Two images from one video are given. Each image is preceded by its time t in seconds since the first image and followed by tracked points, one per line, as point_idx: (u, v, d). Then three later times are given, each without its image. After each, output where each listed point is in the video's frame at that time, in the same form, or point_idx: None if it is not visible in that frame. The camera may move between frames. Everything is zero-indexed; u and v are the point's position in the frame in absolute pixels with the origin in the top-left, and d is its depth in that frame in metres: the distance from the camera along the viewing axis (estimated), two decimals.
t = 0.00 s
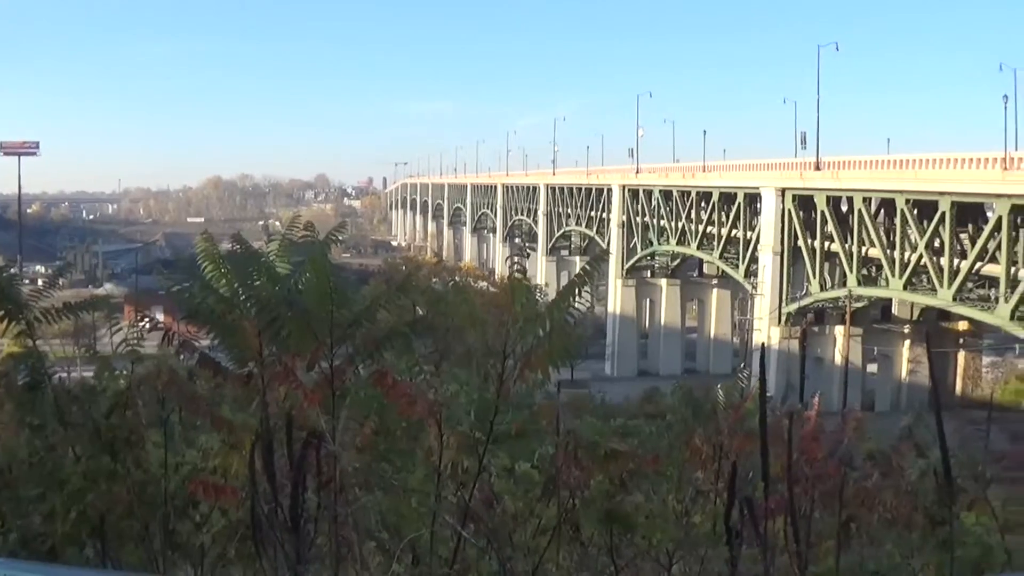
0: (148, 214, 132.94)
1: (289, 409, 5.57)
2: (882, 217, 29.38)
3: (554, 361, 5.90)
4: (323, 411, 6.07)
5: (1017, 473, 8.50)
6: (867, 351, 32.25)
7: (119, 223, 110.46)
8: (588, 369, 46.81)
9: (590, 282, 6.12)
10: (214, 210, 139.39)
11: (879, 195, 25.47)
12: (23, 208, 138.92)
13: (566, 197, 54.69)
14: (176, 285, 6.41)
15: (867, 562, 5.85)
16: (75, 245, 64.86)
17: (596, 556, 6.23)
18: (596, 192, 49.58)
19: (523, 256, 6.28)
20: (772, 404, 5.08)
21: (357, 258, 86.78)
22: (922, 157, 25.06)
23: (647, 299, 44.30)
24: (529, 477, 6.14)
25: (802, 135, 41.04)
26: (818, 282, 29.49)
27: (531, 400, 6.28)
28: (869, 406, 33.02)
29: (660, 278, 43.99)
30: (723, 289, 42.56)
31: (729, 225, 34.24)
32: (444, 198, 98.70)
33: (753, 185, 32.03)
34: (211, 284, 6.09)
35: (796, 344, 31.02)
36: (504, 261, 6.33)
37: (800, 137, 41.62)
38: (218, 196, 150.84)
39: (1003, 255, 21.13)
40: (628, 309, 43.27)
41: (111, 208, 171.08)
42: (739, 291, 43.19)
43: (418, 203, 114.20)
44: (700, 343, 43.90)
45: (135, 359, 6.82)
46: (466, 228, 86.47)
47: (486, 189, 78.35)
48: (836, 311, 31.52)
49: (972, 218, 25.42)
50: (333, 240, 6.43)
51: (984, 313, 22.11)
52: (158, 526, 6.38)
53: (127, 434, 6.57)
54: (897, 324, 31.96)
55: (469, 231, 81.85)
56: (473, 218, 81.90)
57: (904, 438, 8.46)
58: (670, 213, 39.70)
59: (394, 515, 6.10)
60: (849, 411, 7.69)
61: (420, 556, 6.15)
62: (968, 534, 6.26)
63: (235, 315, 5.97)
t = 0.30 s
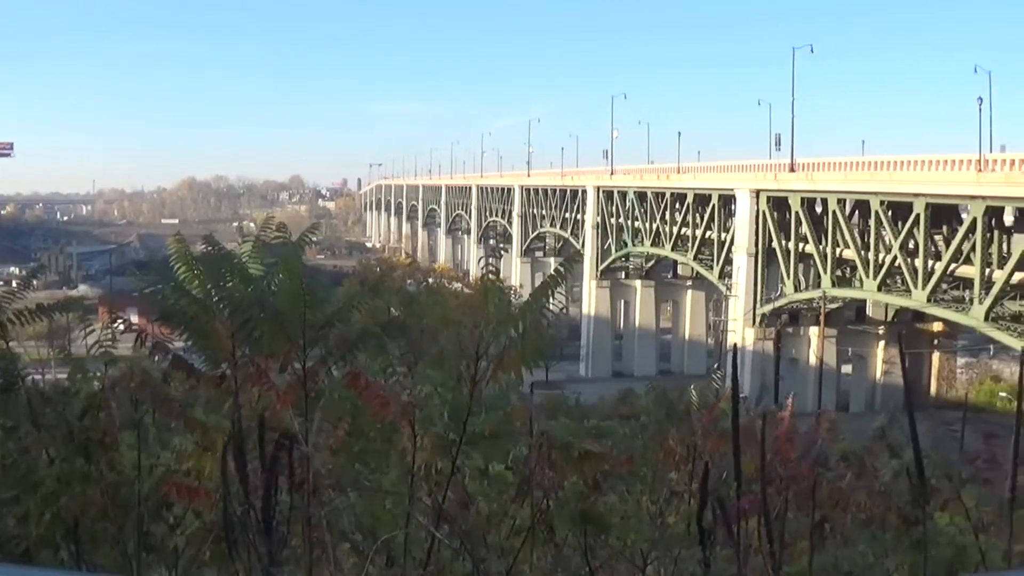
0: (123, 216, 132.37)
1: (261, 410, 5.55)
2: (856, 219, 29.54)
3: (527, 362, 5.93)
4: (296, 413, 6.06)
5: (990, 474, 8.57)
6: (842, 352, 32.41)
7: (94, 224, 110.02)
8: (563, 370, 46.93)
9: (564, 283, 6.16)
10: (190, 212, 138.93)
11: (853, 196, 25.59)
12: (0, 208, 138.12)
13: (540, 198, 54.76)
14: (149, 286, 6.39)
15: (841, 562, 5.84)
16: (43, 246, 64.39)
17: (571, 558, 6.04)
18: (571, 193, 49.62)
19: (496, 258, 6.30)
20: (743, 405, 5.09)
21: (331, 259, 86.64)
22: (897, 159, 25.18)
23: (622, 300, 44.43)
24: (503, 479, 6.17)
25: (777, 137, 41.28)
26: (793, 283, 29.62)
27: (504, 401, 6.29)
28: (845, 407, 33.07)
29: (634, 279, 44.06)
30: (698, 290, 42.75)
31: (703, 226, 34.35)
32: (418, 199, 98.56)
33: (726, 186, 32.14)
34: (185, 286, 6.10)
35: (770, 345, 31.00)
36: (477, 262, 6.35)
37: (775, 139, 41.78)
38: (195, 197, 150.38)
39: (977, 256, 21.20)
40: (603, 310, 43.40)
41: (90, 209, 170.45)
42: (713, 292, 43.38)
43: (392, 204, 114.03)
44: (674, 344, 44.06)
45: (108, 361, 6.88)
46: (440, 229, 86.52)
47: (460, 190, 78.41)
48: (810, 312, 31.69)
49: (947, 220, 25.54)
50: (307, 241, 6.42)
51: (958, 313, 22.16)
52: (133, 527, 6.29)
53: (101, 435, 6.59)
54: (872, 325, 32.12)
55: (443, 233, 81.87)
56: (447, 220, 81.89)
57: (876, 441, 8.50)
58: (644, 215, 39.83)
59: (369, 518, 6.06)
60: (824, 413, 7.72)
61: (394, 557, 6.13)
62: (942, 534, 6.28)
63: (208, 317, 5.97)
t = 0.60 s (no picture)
0: (100, 218, 131.72)
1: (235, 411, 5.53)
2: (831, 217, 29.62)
3: (501, 362, 5.92)
4: (271, 414, 6.05)
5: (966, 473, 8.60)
6: (819, 350, 32.51)
7: (70, 227, 109.55)
8: (540, 370, 46.99)
9: (538, 282, 6.17)
10: (169, 214, 138.39)
11: (829, 195, 25.65)
12: None
13: (516, 199, 54.78)
14: (123, 289, 6.38)
15: (817, 560, 5.83)
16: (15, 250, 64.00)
17: (548, 557, 6.04)
18: (547, 193, 49.56)
19: (469, 257, 6.30)
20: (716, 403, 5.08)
21: (306, 261, 86.43)
22: (872, 157, 25.21)
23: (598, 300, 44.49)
24: (478, 478, 6.20)
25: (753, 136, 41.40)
26: (769, 282, 29.66)
27: (479, 401, 6.28)
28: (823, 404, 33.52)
29: (611, 278, 44.03)
30: (674, 290, 42.85)
31: (679, 226, 34.39)
32: (394, 200, 98.38)
33: (701, 185, 32.18)
34: (159, 289, 6.10)
35: (746, 344, 31.44)
36: (451, 262, 6.34)
37: (751, 138, 41.85)
38: (174, 199, 149.70)
39: (954, 255, 21.11)
40: (580, 310, 43.46)
41: (68, 211, 169.76)
42: (690, 291, 43.46)
43: (368, 204, 113.75)
44: (651, 343, 44.15)
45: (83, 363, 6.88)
46: (415, 230, 86.45)
47: (435, 190, 78.34)
48: (787, 310, 31.78)
49: (923, 218, 25.59)
50: (282, 242, 6.41)
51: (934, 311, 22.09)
52: (109, 530, 6.21)
53: (76, 438, 6.57)
54: (848, 324, 32.21)
55: (419, 233, 81.82)
56: (423, 220, 81.73)
57: (851, 440, 8.52)
58: (620, 214, 39.86)
59: (345, 518, 6.04)
60: (802, 411, 7.73)
61: (371, 558, 6.14)
62: (919, 532, 6.28)
63: (182, 318, 5.97)
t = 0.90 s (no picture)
0: (79, 219, 131.03)
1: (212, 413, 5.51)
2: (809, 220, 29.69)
3: (478, 365, 5.90)
4: (248, 416, 6.04)
5: (943, 475, 8.61)
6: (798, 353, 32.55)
7: (48, 228, 108.96)
8: (518, 373, 47.02)
9: (515, 285, 6.14)
10: (149, 215, 137.89)
11: (807, 198, 25.71)
12: None
13: (494, 201, 54.81)
14: (99, 292, 6.38)
15: (795, 563, 5.81)
16: None
17: (526, 559, 6.04)
18: (525, 195, 49.51)
19: (446, 261, 6.30)
20: (691, 406, 5.08)
21: (285, 263, 86.29)
22: (851, 160, 25.28)
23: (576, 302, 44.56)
24: (456, 480, 6.20)
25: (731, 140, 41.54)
26: (747, 285, 29.81)
27: (457, 403, 6.27)
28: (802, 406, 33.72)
29: (589, 281, 44.03)
30: (652, 292, 42.95)
31: (657, 229, 34.45)
32: (373, 202, 98.24)
33: (680, 188, 32.23)
34: (136, 291, 6.10)
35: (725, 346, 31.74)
36: (426, 264, 6.35)
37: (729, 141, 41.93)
38: (154, 201, 149.09)
39: (932, 257, 21.03)
40: (558, 313, 43.57)
41: (50, 212, 169.12)
42: (668, 294, 43.54)
43: (347, 207, 113.49)
44: (629, 346, 44.25)
45: (61, 365, 6.82)
46: (394, 232, 86.44)
47: (414, 193, 78.33)
48: (765, 313, 31.89)
49: (901, 221, 25.67)
50: (261, 243, 6.40)
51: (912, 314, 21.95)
52: (87, 533, 6.21)
53: (54, 441, 6.41)
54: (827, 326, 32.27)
55: (398, 236, 81.79)
56: (401, 223, 81.73)
57: (828, 444, 8.53)
58: (598, 217, 39.92)
59: (322, 522, 6.02)
60: (781, 414, 7.73)
61: (348, 562, 6.13)
62: (897, 535, 6.26)
63: (160, 321, 5.95)
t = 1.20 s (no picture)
0: (59, 218, 130.73)
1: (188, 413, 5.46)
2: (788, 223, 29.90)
3: (455, 367, 5.84)
4: (226, 416, 6.01)
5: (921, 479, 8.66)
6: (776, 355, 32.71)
7: (28, 226, 108.74)
8: (497, 374, 47.21)
9: (494, 286, 6.11)
10: (129, 214, 137.56)
11: (787, 202, 25.93)
12: None
13: (473, 203, 55.02)
14: (77, 290, 6.36)
15: (772, 566, 5.76)
16: None
17: (503, 559, 6.02)
18: (505, 196, 49.68)
19: (425, 261, 6.28)
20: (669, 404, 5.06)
21: (263, 263, 86.43)
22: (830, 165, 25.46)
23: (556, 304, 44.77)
24: (433, 481, 6.19)
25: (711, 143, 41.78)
26: (726, 287, 30.02)
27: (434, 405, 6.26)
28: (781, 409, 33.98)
29: (568, 283, 44.23)
30: (631, 294, 43.17)
31: (637, 231, 34.63)
32: (352, 203, 98.35)
33: (660, 190, 32.41)
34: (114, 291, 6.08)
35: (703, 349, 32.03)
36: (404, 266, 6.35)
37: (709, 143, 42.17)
38: (136, 200, 148.80)
39: (911, 261, 21.15)
40: (537, 314, 43.79)
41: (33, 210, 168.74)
42: (647, 296, 43.75)
43: (326, 207, 113.58)
44: (608, 348, 44.49)
45: (39, 364, 6.76)
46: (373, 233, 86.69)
47: (393, 194, 78.56)
48: (744, 316, 32.11)
49: (880, 226, 25.83)
50: (238, 243, 6.36)
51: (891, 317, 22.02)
52: (65, 532, 6.22)
53: (32, 440, 6.31)
54: (806, 329, 32.46)
55: (377, 237, 82.01)
56: (380, 224, 81.99)
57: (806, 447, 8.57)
58: (578, 219, 40.12)
59: (298, 524, 5.97)
60: (760, 416, 7.73)
61: (325, 563, 6.09)
62: (875, 537, 6.22)
63: (138, 320, 5.90)
